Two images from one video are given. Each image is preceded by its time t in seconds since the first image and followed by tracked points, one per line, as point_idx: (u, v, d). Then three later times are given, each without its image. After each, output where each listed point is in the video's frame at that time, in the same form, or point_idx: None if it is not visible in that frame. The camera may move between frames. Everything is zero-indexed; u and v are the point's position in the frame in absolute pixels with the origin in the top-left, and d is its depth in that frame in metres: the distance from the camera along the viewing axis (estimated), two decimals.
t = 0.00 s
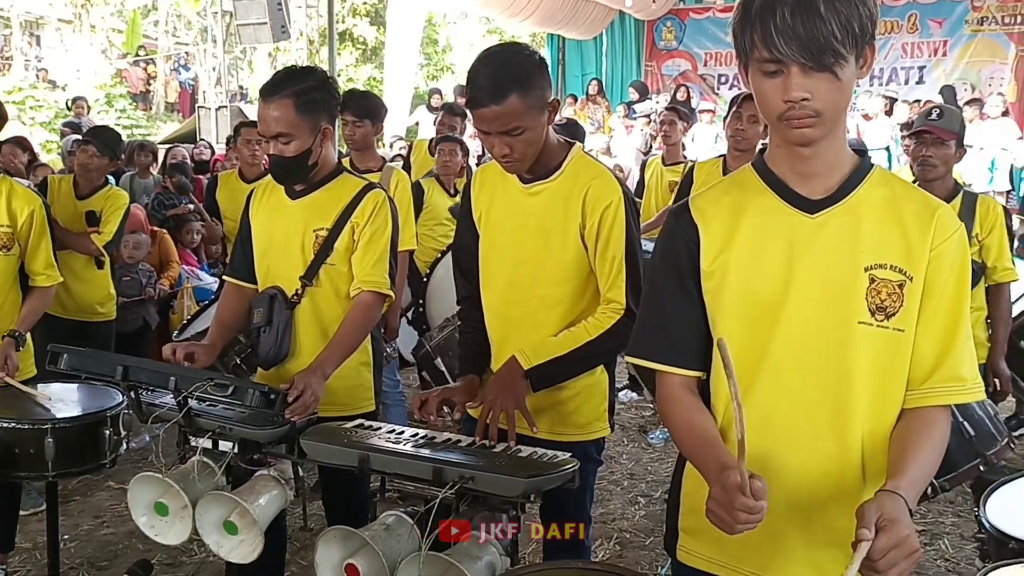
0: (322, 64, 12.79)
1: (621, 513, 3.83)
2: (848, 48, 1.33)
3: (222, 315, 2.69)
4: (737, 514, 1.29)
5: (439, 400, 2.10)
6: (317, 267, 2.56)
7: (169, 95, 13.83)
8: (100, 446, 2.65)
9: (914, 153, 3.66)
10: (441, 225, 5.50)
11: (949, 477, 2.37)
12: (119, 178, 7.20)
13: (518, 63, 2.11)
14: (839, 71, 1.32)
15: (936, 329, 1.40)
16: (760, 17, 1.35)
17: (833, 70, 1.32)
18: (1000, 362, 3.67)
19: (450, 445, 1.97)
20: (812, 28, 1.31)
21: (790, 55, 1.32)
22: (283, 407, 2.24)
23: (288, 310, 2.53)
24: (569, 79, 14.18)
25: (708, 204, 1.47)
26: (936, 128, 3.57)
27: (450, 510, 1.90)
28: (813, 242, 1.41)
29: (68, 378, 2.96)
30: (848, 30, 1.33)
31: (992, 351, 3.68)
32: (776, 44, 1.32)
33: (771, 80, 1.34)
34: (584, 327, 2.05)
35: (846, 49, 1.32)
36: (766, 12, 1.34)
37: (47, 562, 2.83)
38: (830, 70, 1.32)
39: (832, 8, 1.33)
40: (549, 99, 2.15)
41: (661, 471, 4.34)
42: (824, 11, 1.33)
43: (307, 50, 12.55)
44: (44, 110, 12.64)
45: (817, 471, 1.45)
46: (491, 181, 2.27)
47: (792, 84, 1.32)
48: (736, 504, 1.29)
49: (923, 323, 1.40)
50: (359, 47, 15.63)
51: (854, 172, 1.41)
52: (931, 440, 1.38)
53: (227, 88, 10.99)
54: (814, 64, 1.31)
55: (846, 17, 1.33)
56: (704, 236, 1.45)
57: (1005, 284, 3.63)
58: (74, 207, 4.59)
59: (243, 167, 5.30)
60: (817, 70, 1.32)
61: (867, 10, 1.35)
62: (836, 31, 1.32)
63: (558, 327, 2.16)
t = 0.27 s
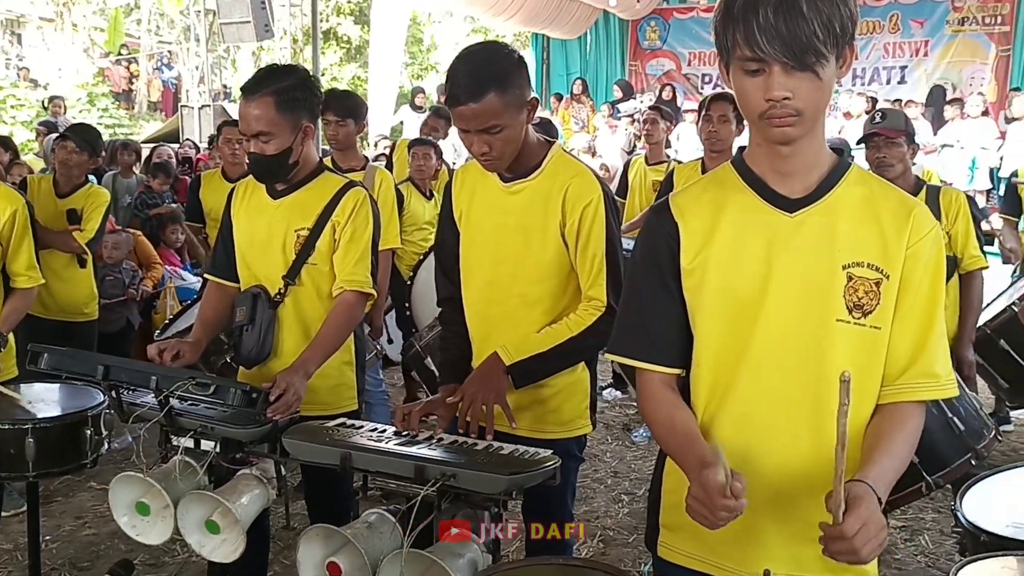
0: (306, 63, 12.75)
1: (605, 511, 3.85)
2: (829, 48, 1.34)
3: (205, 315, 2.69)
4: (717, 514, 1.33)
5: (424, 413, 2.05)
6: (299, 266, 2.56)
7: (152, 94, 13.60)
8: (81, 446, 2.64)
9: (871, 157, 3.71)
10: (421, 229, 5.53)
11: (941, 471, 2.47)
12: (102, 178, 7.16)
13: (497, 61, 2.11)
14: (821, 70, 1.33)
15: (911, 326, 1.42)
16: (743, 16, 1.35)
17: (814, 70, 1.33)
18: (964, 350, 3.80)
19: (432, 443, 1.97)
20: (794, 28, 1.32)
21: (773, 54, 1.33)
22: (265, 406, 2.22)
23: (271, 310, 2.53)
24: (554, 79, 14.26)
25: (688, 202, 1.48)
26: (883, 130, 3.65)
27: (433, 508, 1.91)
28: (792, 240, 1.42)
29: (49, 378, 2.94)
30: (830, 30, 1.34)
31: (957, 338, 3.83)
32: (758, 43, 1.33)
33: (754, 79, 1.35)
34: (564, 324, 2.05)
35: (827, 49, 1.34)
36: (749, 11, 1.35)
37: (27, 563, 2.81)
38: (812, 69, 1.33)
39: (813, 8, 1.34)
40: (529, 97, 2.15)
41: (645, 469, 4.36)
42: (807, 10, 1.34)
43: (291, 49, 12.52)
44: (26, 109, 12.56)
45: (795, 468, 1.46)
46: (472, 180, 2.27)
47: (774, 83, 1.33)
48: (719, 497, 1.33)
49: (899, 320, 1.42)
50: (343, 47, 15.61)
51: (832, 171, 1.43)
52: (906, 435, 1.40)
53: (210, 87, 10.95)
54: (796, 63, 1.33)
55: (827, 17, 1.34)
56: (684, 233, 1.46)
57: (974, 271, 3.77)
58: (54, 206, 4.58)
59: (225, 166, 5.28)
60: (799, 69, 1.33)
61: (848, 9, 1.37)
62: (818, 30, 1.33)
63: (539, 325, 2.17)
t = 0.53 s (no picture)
0: (290, 62, 12.72)
1: (588, 509, 3.86)
2: (800, 48, 1.35)
3: (188, 314, 2.69)
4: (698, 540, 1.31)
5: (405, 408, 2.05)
6: (278, 267, 2.55)
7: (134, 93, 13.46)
8: (60, 446, 2.62)
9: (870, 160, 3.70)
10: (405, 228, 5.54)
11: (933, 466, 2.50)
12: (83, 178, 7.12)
13: (476, 59, 2.11)
14: (792, 70, 1.34)
15: (885, 321, 1.43)
16: (715, 17, 1.36)
17: (786, 70, 1.33)
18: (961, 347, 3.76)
19: (413, 441, 1.97)
20: (765, 28, 1.33)
21: (744, 55, 1.33)
22: (246, 406, 2.24)
23: (253, 311, 2.52)
24: (538, 78, 14.30)
25: (666, 199, 1.48)
26: (873, 133, 3.67)
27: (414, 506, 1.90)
28: (768, 238, 1.43)
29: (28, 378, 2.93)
30: (800, 30, 1.34)
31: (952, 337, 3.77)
32: (730, 44, 1.34)
33: (726, 79, 1.35)
34: (543, 321, 2.06)
35: (799, 49, 1.34)
36: (720, 12, 1.35)
37: (7, 565, 2.79)
38: (783, 70, 1.34)
39: (785, 8, 1.34)
40: (507, 95, 2.15)
41: (628, 467, 4.37)
42: (777, 11, 1.34)
43: (274, 48, 12.48)
44: (6, 109, 12.47)
45: (772, 463, 1.47)
46: (452, 178, 2.27)
47: (747, 84, 1.34)
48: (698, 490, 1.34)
49: (873, 316, 1.44)
50: (327, 46, 15.58)
51: (808, 168, 1.44)
52: (881, 430, 1.42)
53: (193, 86, 10.90)
54: (768, 64, 1.33)
55: (798, 17, 1.35)
56: (661, 232, 1.47)
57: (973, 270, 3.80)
58: (33, 205, 4.53)
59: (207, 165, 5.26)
60: (770, 70, 1.33)
61: (820, 9, 1.37)
62: (789, 30, 1.33)
63: (518, 322, 2.17)
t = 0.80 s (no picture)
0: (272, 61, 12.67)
1: (570, 508, 3.87)
2: (770, 49, 1.35)
3: (166, 314, 2.69)
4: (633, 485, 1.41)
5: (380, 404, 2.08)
6: (257, 269, 2.54)
7: (114, 93, 13.26)
8: (37, 448, 2.62)
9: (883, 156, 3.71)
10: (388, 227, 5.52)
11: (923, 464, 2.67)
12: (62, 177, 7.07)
13: (452, 59, 2.11)
14: (761, 71, 1.35)
15: (859, 318, 1.44)
16: (684, 19, 1.36)
17: (755, 71, 1.34)
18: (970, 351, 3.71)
19: (392, 441, 1.96)
20: (733, 30, 1.33)
21: (713, 57, 1.34)
22: (223, 407, 2.26)
23: (234, 313, 2.52)
24: (521, 78, 14.32)
25: (640, 198, 1.49)
26: (893, 128, 3.68)
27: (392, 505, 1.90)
28: (741, 236, 1.43)
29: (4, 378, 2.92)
30: (769, 30, 1.35)
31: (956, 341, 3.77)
32: (700, 46, 1.34)
33: (697, 81, 1.36)
34: (522, 321, 2.06)
35: (768, 50, 1.35)
36: (689, 14, 1.36)
37: None
38: (752, 72, 1.34)
39: (753, 9, 1.35)
40: (483, 94, 2.15)
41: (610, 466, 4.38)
42: (746, 12, 1.34)
43: (257, 47, 12.43)
44: None
45: (749, 460, 1.48)
46: (430, 177, 2.26)
47: (717, 85, 1.35)
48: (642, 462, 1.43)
49: (847, 313, 1.44)
50: (310, 45, 15.53)
51: (781, 166, 1.44)
52: (855, 426, 1.42)
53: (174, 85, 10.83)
54: (737, 66, 1.34)
55: (767, 18, 1.35)
56: (635, 231, 1.48)
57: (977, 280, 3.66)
58: (10, 204, 4.47)
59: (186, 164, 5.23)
60: (739, 71, 1.34)
61: (788, 9, 1.38)
62: (758, 32, 1.34)
63: (496, 321, 2.17)
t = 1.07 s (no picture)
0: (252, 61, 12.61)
1: (550, 507, 3.87)
2: (737, 50, 1.36)
3: (136, 315, 2.68)
4: (592, 480, 1.42)
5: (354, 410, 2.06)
6: (234, 273, 2.53)
7: (94, 92, 13.33)
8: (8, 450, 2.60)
9: (868, 150, 3.70)
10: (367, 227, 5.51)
11: (889, 461, 2.72)
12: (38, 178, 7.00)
13: (425, 60, 2.10)
14: (728, 72, 1.35)
15: (828, 318, 1.45)
16: (652, 20, 1.37)
17: (722, 72, 1.35)
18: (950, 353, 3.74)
19: (367, 442, 1.96)
20: (700, 31, 1.34)
21: (681, 58, 1.34)
22: (197, 408, 2.24)
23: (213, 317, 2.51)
24: (502, 77, 14.32)
25: (610, 199, 1.51)
26: (883, 125, 3.62)
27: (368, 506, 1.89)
28: (708, 236, 1.45)
29: None
30: (736, 32, 1.36)
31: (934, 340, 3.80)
32: (667, 47, 1.35)
33: (665, 80, 1.36)
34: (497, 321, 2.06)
35: (735, 51, 1.35)
36: (657, 14, 1.37)
37: None
38: (719, 72, 1.35)
39: (720, 10, 1.36)
40: (457, 94, 2.14)
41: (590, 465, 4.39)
42: (712, 13, 1.35)
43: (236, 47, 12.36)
44: None
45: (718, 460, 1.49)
46: (405, 177, 2.26)
47: (684, 86, 1.35)
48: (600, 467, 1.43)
49: (815, 312, 1.45)
50: (290, 44, 15.48)
51: (749, 166, 1.45)
52: (822, 427, 1.45)
53: (152, 85, 10.75)
54: (704, 67, 1.34)
55: (734, 19, 1.36)
56: (605, 231, 1.50)
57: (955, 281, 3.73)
58: None
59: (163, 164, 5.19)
60: (706, 73, 1.35)
61: (756, 11, 1.38)
62: (724, 32, 1.35)
63: (473, 320, 2.17)
